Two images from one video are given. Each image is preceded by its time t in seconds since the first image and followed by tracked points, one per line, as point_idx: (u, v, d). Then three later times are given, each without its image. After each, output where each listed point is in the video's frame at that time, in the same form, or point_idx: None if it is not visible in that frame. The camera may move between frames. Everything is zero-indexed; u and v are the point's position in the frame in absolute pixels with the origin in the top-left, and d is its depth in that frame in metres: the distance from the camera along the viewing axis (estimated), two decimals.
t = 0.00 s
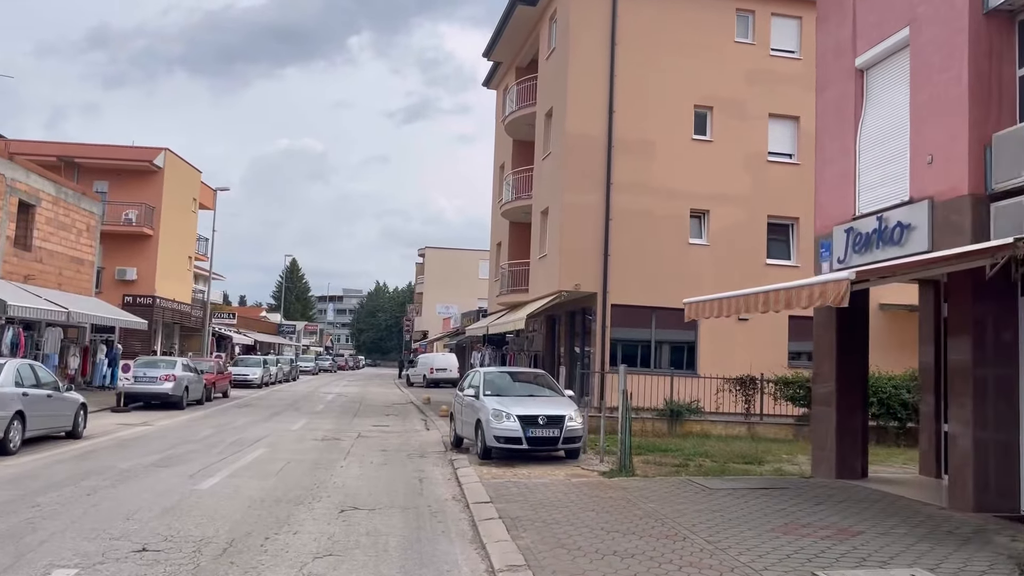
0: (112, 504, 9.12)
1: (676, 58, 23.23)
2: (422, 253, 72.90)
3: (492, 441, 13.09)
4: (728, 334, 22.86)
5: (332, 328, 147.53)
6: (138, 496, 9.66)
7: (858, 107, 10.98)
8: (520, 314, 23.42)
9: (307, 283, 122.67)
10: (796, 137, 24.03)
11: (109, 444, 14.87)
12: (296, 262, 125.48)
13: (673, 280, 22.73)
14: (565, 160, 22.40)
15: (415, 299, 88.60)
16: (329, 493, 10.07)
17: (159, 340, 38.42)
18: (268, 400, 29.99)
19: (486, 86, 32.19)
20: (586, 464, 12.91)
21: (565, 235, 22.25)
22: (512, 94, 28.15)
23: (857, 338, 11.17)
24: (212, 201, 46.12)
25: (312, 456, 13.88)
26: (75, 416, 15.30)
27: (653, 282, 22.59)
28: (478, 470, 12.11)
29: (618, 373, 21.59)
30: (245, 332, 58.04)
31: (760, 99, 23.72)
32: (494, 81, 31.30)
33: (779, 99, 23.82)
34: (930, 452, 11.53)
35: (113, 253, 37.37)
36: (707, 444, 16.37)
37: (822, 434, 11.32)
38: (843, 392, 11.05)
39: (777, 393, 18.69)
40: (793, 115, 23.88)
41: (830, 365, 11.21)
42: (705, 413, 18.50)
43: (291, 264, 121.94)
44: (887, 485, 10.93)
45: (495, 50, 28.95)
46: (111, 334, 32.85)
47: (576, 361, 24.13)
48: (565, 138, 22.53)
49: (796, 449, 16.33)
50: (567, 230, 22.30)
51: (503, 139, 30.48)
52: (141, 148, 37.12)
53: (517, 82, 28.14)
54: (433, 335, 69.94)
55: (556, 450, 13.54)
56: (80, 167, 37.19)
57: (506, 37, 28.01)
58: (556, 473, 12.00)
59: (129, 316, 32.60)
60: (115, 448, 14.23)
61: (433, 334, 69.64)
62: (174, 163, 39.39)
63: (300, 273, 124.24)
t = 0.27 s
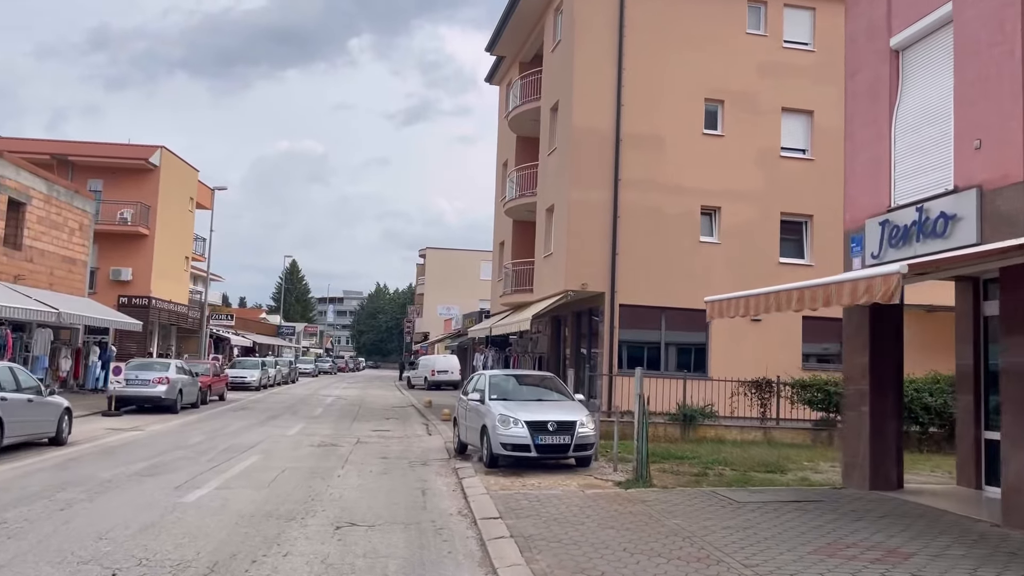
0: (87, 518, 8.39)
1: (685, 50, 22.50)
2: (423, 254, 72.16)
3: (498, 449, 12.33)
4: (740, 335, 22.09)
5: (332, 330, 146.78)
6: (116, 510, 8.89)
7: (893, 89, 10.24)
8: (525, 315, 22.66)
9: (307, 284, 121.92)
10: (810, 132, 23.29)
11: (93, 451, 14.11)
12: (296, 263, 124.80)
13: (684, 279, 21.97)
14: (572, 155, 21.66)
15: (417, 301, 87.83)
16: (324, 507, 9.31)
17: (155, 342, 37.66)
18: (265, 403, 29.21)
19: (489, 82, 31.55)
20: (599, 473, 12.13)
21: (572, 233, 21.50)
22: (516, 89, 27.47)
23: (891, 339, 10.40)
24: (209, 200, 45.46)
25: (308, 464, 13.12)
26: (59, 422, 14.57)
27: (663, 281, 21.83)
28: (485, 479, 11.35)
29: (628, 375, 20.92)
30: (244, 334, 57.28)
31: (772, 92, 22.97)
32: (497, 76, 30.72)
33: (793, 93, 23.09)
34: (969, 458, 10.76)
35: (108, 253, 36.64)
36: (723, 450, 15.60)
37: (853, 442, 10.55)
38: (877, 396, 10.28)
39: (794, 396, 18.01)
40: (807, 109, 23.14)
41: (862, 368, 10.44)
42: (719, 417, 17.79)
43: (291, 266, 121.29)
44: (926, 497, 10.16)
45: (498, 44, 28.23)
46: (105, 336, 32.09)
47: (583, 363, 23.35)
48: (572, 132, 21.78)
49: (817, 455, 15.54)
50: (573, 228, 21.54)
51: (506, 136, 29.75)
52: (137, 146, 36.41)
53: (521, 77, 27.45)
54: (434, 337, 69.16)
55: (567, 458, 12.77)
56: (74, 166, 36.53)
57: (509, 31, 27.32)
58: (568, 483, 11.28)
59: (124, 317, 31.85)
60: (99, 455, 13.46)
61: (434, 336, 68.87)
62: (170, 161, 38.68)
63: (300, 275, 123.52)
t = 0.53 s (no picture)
0: (63, 534, 7.65)
1: (698, 40, 21.77)
2: (425, 253, 71.44)
3: (508, 456, 11.61)
4: (755, 335, 21.33)
5: (334, 331, 146.17)
6: (95, 524, 8.14)
7: (937, 66, 9.49)
8: (532, 314, 21.92)
9: (309, 285, 121.17)
10: (826, 125, 22.54)
11: (80, 456, 13.37)
12: (298, 263, 124.17)
13: (696, 277, 21.20)
14: (582, 148, 20.93)
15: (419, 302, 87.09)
16: (323, 521, 8.57)
17: (152, 343, 36.92)
18: (264, 405, 28.48)
19: (492, 77, 30.79)
20: (617, 482, 11.40)
21: (582, 229, 20.75)
22: (521, 82, 26.72)
23: (934, 337, 9.66)
24: (208, 199, 44.76)
25: (306, 471, 12.36)
26: (45, 427, 13.83)
27: (675, 279, 21.07)
28: (495, 489, 10.61)
29: (639, 378, 20.18)
30: (244, 335, 56.55)
31: (787, 84, 22.23)
32: (502, 70, 29.94)
33: (809, 84, 22.33)
34: (1016, 468, 9.97)
35: (105, 252, 35.92)
36: (744, 456, 14.83)
37: (892, 448, 9.81)
38: (918, 399, 9.53)
39: (815, 400, 17.28)
40: (823, 101, 22.39)
41: (903, 369, 9.69)
42: (737, 420, 17.07)
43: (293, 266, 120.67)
44: (973, 510, 9.40)
45: (503, 36, 27.52)
46: (100, 336, 31.34)
47: (593, 364, 22.62)
48: (581, 124, 21.04)
49: (843, 462, 14.78)
50: (583, 223, 20.79)
51: (512, 130, 29.03)
52: (135, 143, 35.70)
53: (526, 70, 26.70)
54: (437, 338, 68.41)
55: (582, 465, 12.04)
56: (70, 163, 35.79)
57: (514, 22, 26.56)
58: (585, 493, 10.55)
59: (120, 317, 31.12)
60: (85, 462, 12.71)
61: (437, 336, 68.12)
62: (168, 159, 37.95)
63: (302, 275, 122.82)
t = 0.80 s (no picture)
0: (36, 551, 6.95)
1: (712, 29, 21.05)
2: (429, 252, 70.76)
3: (520, 462, 10.91)
4: (772, 334, 20.62)
5: (337, 331, 145.56)
6: (73, 539, 7.43)
7: (985, 42, 8.78)
8: (541, 312, 21.21)
9: (312, 284, 120.57)
10: (844, 116, 21.80)
11: (68, 462, 12.68)
12: (301, 263, 123.53)
13: (711, 274, 20.48)
14: (592, 140, 20.22)
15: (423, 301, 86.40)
16: (323, 535, 7.86)
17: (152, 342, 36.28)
18: (266, 406, 27.81)
19: (498, 70, 30.10)
20: (636, 490, 10.71)
21: (592, 224, 20.04)
22: (528, 74, 25.98)
23: (983, 336, 8.94)
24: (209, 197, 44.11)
25: (306, 478, 11.66)
26: (32, 430, 13.15)
27: (689, 276, 20.36)
28: (508, 498, 9.91)
29: (651, 378, 19.47)
30: (246, 335, 55.89)
31: (804, 74, 21.50)
32: (508, 60, 29.25)
33: (826, 74, 21.60)
34: None
35: (104, 250, 35.29)
36: (766, 460, 14.12)
37: (937, 454, 9.10)
38: (967, 402, 8.82)
39: (838, 401, 16.50)
40: (841, 92, 21.66)
41: (950, 370, 8.97)
42: (756, 423, 16.36)
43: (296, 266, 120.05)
44: None
45: (509, 28, 26.77)
46: (98, 336, 30.70)
47: (603, 363, 21.90)
48: (591, 116, 20.34)
49: (871, 467, 14.07)
50: (593, 218, 20.07)
51: (518, 124, 28.32)
52: (134, 139, 35.06)
53: (532, 62, 25.97)
54: (441, 337, 67.75)
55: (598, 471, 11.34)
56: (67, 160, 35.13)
57: (520, 14, 25.79)
58: (604, 502, 9.85)
59: (118, 316, 30.48)
60: (72, 468, 12.02)
61: (441, 336, 67.44)
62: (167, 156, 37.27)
63: (305, 275, 122.22)
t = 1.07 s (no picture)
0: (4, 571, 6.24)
1: (729, 16, 20.30)
2: (433, 250, 70.06)
3: (535, 468, 10.18)
4: (791, 333, 19.86)
5: (341, 330, 144.94)
6: (46, 557, 6.70)
7: None
8: (550, 310, 20.47)
9: (315, 284, 119.94)
10: (865, 106, 21.04)
11: (54, 467, 11.96)
12: (304, 262, 122.92)
13: (727, 269, 19.73)
14: (604, 131, 19.49)
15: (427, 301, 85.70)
16: (323, 551, 7.12)
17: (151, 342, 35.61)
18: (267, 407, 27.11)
19: (505, 62, 29.39)
20: (660, 499, 9.97)
21: (605, 218, 19.30)
22: (535, 65, 25.24)
23: None
24: (210, 194, 43.46)
25: (306, 485, 10.92)
26: (18, 432, 12.45)
27: (705, 272, 19.62)
28: (524, 507, 9.17)
29: (666, 378, 18.72)
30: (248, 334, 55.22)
31: (824, 63, 20.74)
32: (515, 52, 28.54)
33: (847, 63, 20.84)
34: None
35: (102, 248, 34.63)
36: (790, 465, 13.37)
37: (993, 462, 8.34)
38: None
39: (863, 402, 15.79)
40: (862, 81, 20.90)
41: (1007, 369, 8.23)
42: (778, 424, 15.62)
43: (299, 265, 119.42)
44: None
45: (516, 19, 26.04)
46: (96, 335, 30.03)
47: (616, 363, 21.16)
48: (603, 106, 19.61)
49: (903, 473, 13.29)
50: (606, 212, 19.33)
51: (525, 117, 27.58)
52: (134, 134, 34.41)
53: (540, 53, 25.22)
54: (445, 337, 67.03)
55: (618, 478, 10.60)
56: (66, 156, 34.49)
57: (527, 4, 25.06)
58: (627, 512, 9.12)
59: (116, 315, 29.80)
60: (58, 474, 11.30)
61: (445, 335, 66.70)
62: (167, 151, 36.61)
63: (308, 274, 121.59)
